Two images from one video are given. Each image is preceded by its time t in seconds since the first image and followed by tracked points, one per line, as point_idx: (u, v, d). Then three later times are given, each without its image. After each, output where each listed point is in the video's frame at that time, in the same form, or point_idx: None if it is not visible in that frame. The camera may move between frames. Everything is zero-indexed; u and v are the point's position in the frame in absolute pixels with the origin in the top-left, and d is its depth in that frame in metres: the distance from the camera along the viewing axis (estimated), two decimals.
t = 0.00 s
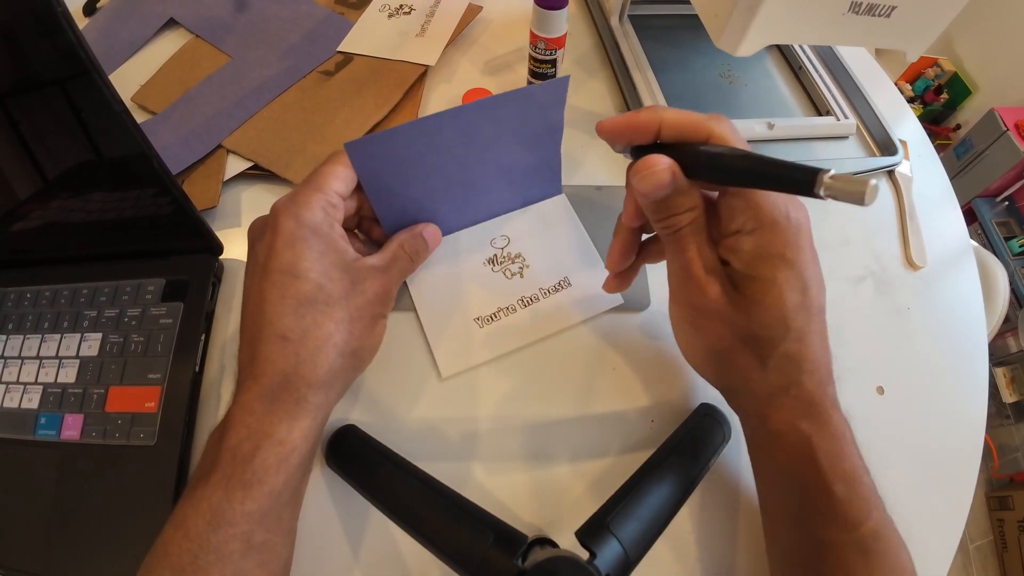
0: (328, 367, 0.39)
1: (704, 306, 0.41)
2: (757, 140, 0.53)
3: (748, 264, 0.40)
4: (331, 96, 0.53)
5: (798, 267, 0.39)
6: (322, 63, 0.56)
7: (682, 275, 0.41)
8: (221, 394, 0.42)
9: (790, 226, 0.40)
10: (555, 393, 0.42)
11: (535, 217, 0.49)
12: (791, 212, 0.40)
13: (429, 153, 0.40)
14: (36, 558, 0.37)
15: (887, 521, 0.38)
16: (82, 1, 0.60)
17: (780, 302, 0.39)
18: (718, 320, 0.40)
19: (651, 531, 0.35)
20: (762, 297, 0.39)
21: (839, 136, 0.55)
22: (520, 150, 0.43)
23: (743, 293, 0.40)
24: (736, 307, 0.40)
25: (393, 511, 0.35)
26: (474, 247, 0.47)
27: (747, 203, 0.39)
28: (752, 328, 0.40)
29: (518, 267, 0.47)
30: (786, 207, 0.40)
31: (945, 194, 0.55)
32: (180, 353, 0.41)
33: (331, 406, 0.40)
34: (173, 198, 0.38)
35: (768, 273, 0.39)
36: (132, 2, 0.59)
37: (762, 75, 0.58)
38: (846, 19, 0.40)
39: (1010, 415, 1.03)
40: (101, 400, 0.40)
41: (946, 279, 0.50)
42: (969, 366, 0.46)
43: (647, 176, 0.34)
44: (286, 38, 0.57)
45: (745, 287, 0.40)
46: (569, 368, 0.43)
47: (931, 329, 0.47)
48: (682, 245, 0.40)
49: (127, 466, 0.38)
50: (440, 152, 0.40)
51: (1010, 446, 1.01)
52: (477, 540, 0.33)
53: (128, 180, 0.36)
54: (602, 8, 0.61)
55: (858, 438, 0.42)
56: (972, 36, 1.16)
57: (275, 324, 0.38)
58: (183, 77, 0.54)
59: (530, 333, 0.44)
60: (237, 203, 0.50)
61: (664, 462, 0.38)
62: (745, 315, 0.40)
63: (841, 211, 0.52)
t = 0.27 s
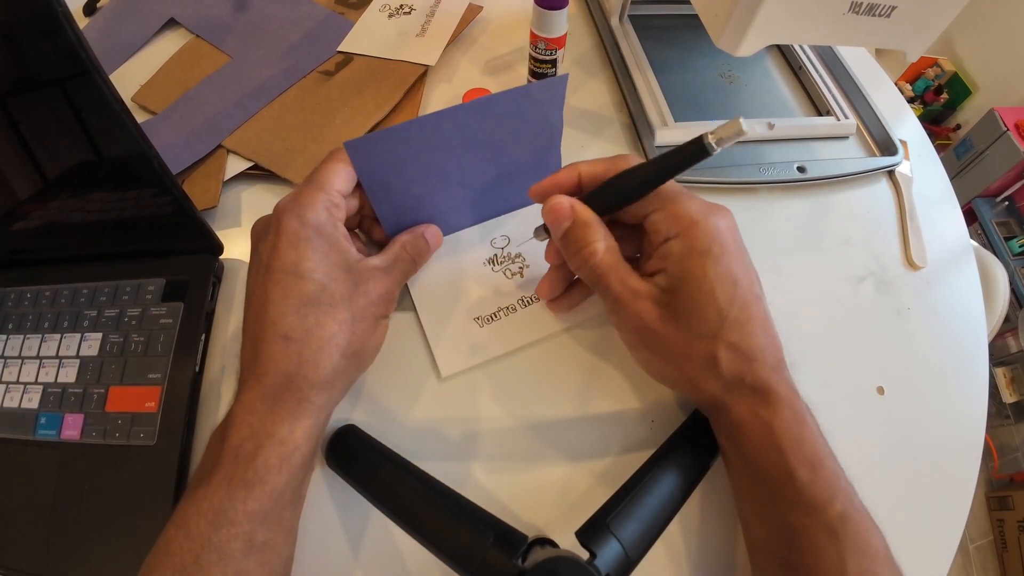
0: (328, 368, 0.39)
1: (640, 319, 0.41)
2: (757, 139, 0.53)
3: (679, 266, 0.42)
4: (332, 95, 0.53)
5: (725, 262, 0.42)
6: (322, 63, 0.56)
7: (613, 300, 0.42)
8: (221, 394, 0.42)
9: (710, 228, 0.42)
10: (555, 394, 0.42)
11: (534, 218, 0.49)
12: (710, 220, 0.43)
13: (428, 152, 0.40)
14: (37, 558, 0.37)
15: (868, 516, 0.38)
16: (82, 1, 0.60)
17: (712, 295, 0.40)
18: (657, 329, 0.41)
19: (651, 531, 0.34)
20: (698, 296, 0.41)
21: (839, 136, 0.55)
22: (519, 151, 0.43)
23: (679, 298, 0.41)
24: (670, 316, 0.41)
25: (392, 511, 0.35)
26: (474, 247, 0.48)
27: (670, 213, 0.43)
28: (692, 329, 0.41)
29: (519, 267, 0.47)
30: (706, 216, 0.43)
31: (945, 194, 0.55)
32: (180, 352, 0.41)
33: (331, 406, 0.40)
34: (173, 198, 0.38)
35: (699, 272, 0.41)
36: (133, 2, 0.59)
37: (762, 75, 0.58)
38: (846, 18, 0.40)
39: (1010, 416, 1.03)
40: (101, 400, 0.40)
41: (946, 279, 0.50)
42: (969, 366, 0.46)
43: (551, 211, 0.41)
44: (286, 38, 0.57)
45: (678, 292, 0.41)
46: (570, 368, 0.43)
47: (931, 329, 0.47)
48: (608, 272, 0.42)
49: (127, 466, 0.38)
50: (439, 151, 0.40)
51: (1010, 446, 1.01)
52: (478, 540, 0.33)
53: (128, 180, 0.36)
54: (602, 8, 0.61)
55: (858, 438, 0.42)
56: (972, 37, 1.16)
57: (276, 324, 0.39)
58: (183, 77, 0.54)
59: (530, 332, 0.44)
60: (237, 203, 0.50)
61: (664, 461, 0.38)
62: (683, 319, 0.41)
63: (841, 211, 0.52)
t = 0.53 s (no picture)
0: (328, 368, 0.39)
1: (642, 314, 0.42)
2: (757, 139, 0.53)
3: (672, 258, 0.43)
4: (332, 96, 0.53)
5: (716, 251, 0.43)
6: (322, 63, 0.56)
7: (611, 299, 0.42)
8: (221, 394, 0.42)
9: (700, 221, 0.44)
10: (554, 394, 0.42)
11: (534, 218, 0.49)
12: (699, 213, 0.44)
13: (428, 150, 0.40)
14: (37, 558, 0.37)
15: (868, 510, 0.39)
16: (82, 1, 0.60)
17: (706, 284, 0.42)
18: (658, 322, 0.42)
19: (651, 531, 0.34)
20: (694, 287, 0.42)
21: (839, 136, 0.55)
22: (519, 150, 0.43)
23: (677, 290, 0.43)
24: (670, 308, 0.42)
25: (392, 511, 0.35)
26: (474, 248, 0.48)
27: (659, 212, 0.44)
28: (690, 319, 0.42)
29: (518, 267, 0.47)
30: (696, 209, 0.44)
31: (945, 194, 0.55)
32: (180, 353, 0.41)
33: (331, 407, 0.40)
34: (173, 198, 0.38)
35: (692, 264, 0.43)
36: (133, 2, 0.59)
37: (762, 75, 0.58)
38: (846, 19, 0.40)
39: (1010, 416, 1.03)
40: (100, 400, 0.40)
41: (946, 279, 0.50)
42: (969, 365, 0.46)
43: (541, 221, 0.40)
44: (286, 38, 0.57)
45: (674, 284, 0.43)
46: (570, 368, 0.43)
47: (931, 328, 0.47)
48: (602, 275, 0.42)
49: (127, 466, 0.38)
50: (437, 148, 0.40)
51: (1010, 446, 1.01)
52: (477, 540, 0.33)
53: (128, 180, 0.36)
54: (602, 8, 0.61)
55: (858, 438, 0.42)
56: (972, 37, 1.16)
57: (276, 324, 0.39)
58: (183, 77, 0.54)
59: (530, 332, 0.44)
60: (237, 203, 0.50)
61: (664, 460, 0.38)
62: (682, 311, 0.42)
63: (841, 211, 0.52)
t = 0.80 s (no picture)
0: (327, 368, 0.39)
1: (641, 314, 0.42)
2: (757, 140, 0.53)
3: (669, 256, 0.43)
4: (331, 96, 0.53)
5: (712, 248, 0.43)
6: (322, 63, 0.56)
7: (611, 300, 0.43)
8: (221, 394, 0.42)
9: (697, 219, 0.43)
10: (554, 393, 0.42)
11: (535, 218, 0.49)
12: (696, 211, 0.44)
13: (428, 149, 0.40)
14: (37, 557, 0.37)
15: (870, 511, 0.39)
16: (82, 1, 0.60)
17: (702, 282, 0.42)
18: (656, 322, 0.42)
19: (651, 531, 0.34)
20: (690, 286, 0.42)
21: (839, 136, 0.55)
22: (519, 149, 0.43)
23: (674, 289, 0.42)
24: (668, 307, 0.42)
25: (392, 511, 0.35)
26: (474, 248, 0.48)
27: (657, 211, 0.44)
28: (688, 318, 0.42)
29: (518, 267, 0.47)
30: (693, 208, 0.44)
31: (945, 194, 0.55)
32: (180, 353, 0.41)
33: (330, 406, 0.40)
34: (173, 198, 0.38)
35: (689, 262, 0.42)
36: (133, 2, 0.59)
37: (762, 75, 0.58)
38: (846, 19, 0.40)
39: (1010, 416, 1.03)
40: (100, 400, 0.40)
41: (946, 279, 0.50)
42: (969, 365, 0.46)
43: (544, 225, 0.42)
44: (286, 38, 0.57)
45: (671, 283, 0.42)
46: (569, 368, 0.43)
47: (931, 329, 0.47)
48: (602, 277, 0.43)
49: (127, 466, 0.38)
50: (437, 147, 0.40)
51: (1010, 446, 1.01)
52: (477, 540, 0.33)
53: (128, 180, 0.36)
54: (602, 8, 0.61)
55: (858, 438, 0.42)
56: (972, 37, 1.16)
57: (275, 323, 0.39)
58: (183, 77, 0.54)
59: (529, 332, 0.44)
60: (237, 203, 0.50)
61: (663, 460, 0.38)
62: (679, 310, 0.42)
63: (842, 211, 0.52)
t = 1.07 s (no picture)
0: (327, 368, 0.39)
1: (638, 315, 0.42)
2: (757, 140, 0.53)
3: (666, 257, 0.43)
4: (331, 96, 0.53)
5: (708, 248, 0.43)
6: (322, 63, 0.56)
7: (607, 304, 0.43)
8: (221, 394, 0.42)
9: (693, 220, 0.44)
10: (553, 393, 0.42)
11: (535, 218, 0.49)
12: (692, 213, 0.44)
13: (428, 150, 0.40)
14: (37, 558, 0.37)
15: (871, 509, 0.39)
16: (82, 1, 0.60)
17: (699, 282, 0.42)
18: (654, 323, 0.42)
19: (651, 531, 0.34)
20: (687, 286, 0.42)
21: (839, 136, 0.55)
22: (519, 149, 0.43)
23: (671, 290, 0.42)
24: (665, 308, 0.42)
25: (392, 511, 0.35)
26: (474, 248, 0.48)
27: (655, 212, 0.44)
28: (686, 319, 0.42)
29: (518, 267, 0.47)
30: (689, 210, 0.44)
31: (945, 194, 0.55)
32: (180, 353, 0.41)
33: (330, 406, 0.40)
34: (173, 198, 0.38)
35: (685, 263, 0.42)
36: (133, 2, 0.59)
37: (762, 75, 0.58)
38: (846, 19, 0.40)
39: (1010, 416, 1.03)
40: (100, 400, 0.40)
41: (946, 279, 0.50)
42: (968, 365, 0.46)
43: (540, 232, 0.43)
44: (286, 38, 0.57)
45: (668, 284, 0.42)
46: (569, 368, 0.43)
47: (931, 329, 0.47)
48: (598, 281, 0.42)
49: (126, 466, 0.38)
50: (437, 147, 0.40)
51: (1010, 446, 1.01)
52: (477, 540, 0.33)
53: (128, 180, 0.36)
54: (602, 7, 0.61)
55: (858, 438, 0.42)
56: (972, 37, 1.16)
57: (275, 323, 0.39)
58: (183, 77, 0.54)
59: (529, 332, 0.44)
60: (237, 203, 0.50)
61: (663, 461, 0.38)
62: (676, 311, 0.42)
63: (842, 211, 0.52)
